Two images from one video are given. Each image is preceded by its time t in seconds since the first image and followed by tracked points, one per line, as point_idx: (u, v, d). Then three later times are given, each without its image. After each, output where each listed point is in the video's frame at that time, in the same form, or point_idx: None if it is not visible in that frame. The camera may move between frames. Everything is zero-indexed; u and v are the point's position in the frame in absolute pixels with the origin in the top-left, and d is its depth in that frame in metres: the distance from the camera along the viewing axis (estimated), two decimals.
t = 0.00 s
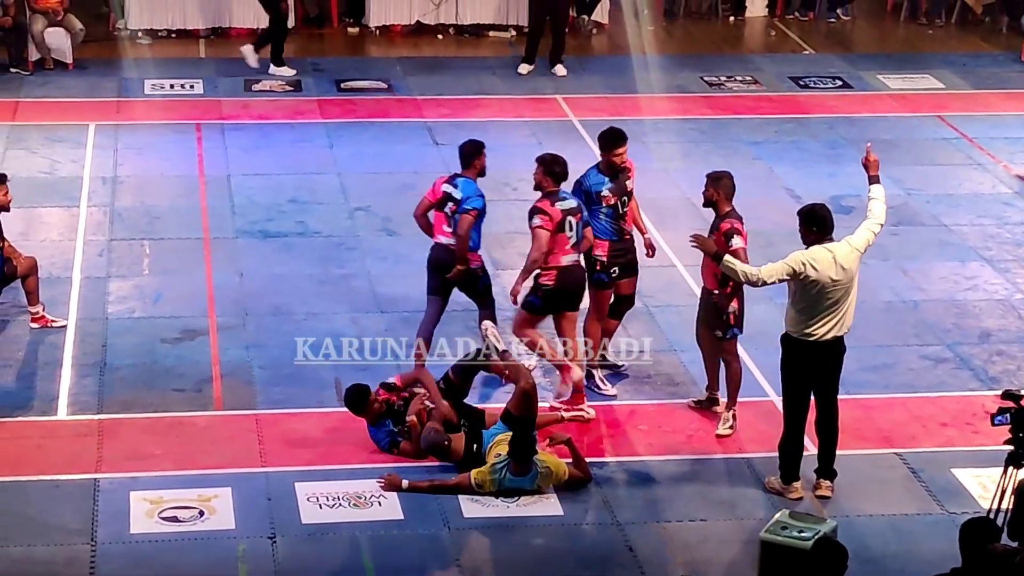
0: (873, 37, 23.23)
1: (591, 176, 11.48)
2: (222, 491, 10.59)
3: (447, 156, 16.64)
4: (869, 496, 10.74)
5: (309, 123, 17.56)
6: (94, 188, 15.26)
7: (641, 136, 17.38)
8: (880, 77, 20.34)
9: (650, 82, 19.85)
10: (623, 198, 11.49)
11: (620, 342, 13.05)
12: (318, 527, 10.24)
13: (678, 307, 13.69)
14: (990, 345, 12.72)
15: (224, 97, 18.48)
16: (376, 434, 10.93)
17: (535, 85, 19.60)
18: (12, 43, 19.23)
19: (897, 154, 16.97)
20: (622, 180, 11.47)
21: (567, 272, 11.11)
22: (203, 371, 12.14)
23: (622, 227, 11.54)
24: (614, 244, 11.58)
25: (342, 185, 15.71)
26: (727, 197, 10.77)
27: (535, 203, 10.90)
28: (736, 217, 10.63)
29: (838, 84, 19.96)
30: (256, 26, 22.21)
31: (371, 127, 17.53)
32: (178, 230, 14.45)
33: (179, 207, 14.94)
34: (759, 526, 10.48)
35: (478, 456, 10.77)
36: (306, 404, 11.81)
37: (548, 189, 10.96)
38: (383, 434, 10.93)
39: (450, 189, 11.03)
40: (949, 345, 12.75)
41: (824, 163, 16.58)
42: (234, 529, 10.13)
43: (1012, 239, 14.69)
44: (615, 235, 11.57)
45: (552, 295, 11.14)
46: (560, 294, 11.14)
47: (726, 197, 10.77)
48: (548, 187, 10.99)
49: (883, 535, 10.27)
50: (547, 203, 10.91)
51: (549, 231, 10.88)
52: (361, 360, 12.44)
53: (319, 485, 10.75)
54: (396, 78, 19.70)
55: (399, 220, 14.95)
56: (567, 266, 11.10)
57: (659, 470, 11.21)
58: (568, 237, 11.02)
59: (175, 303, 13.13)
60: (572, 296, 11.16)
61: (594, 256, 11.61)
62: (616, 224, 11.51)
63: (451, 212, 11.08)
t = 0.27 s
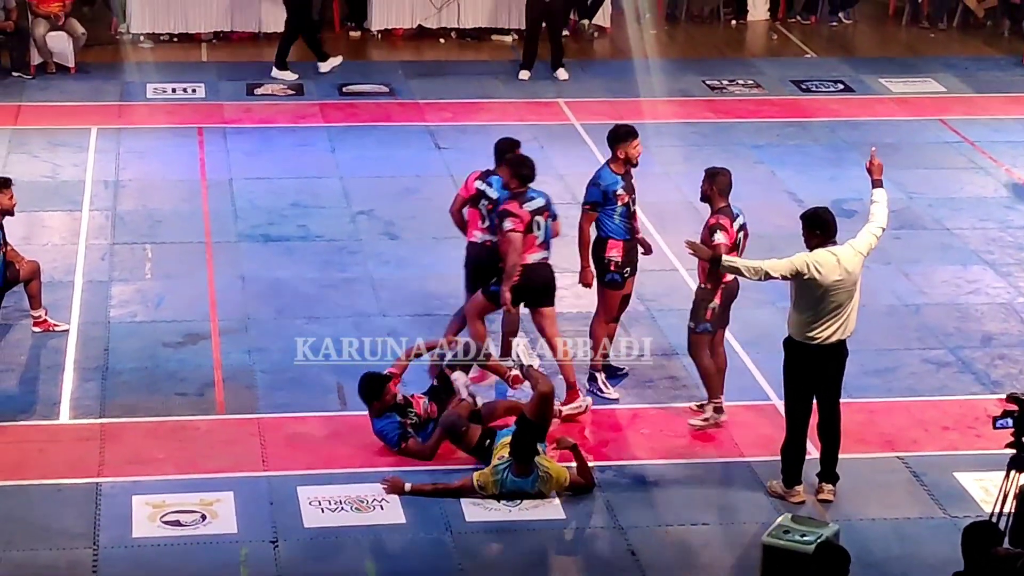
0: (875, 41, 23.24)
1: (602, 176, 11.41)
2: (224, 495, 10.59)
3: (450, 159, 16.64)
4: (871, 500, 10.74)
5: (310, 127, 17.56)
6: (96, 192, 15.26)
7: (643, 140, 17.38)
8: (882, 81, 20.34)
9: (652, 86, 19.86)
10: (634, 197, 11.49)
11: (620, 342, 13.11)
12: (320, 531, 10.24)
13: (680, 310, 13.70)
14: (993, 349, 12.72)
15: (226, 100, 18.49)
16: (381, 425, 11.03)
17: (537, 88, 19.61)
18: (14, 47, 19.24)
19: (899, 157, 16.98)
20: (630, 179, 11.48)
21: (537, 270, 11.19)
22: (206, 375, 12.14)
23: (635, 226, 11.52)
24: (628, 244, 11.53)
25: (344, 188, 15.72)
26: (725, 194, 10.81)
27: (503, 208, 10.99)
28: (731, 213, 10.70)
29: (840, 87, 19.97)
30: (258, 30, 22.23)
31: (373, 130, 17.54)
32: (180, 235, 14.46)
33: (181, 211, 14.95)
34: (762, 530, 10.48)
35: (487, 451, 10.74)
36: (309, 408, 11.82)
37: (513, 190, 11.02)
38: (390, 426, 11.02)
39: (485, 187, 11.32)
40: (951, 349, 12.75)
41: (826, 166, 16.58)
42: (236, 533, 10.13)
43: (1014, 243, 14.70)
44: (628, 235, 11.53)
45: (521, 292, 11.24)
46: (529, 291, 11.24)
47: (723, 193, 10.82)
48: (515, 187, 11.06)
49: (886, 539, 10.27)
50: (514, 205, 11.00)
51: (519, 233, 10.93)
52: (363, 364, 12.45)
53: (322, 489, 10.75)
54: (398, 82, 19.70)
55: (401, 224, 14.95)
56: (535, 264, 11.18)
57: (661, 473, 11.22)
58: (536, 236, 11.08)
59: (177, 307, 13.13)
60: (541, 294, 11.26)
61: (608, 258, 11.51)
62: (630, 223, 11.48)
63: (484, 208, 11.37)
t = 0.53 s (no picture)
0: (876, 43, 23.26)
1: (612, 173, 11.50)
2: (225, 497, 10.59)
3: (451, 162, 16.64)
4: (872, 503, 10.74)
5: (311, 130, 17.57)
6: (97, 195, 15.26)
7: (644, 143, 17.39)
8: (882, 83, 20.35)
9: (653, 88, 19.86)
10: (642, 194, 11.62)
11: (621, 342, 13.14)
12: (322, 533, 10.24)
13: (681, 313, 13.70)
14: (993, 351, 12.72)
15: (227, 103, 18.50)
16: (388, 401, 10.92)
17: (538, 91, 19.62)
18: (14, 50, 19.24)
19: (899, 160, 16.97)
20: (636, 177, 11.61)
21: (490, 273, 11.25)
22: (207, 378, 12.14)
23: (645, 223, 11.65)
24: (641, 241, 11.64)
25: (345, 191, 15.72)
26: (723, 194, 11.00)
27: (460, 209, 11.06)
28: (720, 212, 10.94)
29: (840, 90, 19.97)
30: (259, 33, 22.24)
31: (374, 133, 17.54)
32: (181, 237, 14.46)
33: (181, 214, 14.95)
34: (762, 533, 10.48)
35: (504, 442, 10.43)
36: (310, 411, 11.82)
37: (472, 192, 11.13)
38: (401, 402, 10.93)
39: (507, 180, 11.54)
40: (952, 351, 12.75)
41: (827, 169, 16.58)
42: (237, 536, 10.13)
43: (1015, 245, 14.70)
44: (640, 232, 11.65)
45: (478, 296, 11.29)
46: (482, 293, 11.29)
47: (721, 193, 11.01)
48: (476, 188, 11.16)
49: (886, 541, 10.27)
50: (472, 206, 11.06)
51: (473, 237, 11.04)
52: (365, 367, 12.45)
53: (323, 492, 10.75)
54: (399, 85, 19.72)
55: (402, 226, 14.95)
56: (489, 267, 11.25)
57: (661, 475, 11.22)
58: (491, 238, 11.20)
59: (178, 310, 13.13)
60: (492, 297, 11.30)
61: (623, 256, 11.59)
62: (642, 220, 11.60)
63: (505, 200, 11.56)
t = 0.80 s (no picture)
0: (876, 46, 23.26)
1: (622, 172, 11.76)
2: (225, 500, 10.59)
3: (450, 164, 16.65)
4: (872, 505, 10.74)
5: (311, 132, 17.57)
6: (97, 197, 15.26)
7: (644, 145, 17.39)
8: (882, 85, 20.35)
9: (653, 91, 19.87)
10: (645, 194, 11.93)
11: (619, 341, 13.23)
12: (322, 536, 10.24)
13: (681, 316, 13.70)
14: (994, 353, 12.72)
15: (227, 106, 18.50)
16: (402, 373, 11.02)
17: (538, 93, 19.63)
18: (15, 52, 19.25)
19: (899, 162, 16.98)
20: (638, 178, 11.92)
21: (449, 264, 11.40)
22: (207, 380, 12.14)
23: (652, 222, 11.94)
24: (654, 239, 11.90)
25: (345, 194, 15.72)
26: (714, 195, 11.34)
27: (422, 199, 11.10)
28: (705, 212, 11.32)
29: (840, 92, 19.97)
30: (259, 36, 22.26)
31: (374, 135, 17.54)
32: (181, 240, 14.46)
33: (181, 216, 14.95)
34: (762, 535, 10.48)
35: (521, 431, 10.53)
36: (310, 413, 11.82)
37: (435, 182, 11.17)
38: (416, 374, 11.06)
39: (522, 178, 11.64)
40: (952, 354, 12.75)
41: (827, 171, 16.58)
42: (237, 538, 10.12)
43: (1015, 247, 14.70)
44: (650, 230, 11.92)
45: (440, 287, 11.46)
46: (443, 283, 11.45)
47: (712, 193, 11.35)
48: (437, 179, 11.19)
49: (886, 543, 10.26)
50: (434, 197, 11.10)
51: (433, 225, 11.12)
52: (365, 370, 12.45)
53: (323, 495, 10.75)
54: (399, 87, 19.72)
55: (402, 229, 14.96)
56: (450, 258, 11.39)
57: (660, 477, 11.22)
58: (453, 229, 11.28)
59: (178, 313, 13.13)
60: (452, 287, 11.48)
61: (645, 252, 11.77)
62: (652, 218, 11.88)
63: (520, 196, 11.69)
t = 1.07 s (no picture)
0: (874, 50, 23.27)
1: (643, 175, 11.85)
2: (224, 504, 10.59)
3: (449, 169, 16.65)
4: (870, 509, 10.74)
5: (310, 136, 17.57)
6: (96, 201, 15.26)
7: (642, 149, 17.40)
8: (880, 89, 20.35)
9: (651, 95, 19.87)
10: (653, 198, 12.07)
11: (620, 342, 13.29)
12: (320, 540, 10.23)
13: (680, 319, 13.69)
14: (992, 357, 12.72)
15: (226, 110, 18.50)
16: (413, 354, 11.04)
17: (536, 97, 19.63)
18: (13, 56, 19.27)
19: (898, 166, 16.98)
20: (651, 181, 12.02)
21: (410, 261, 11.59)
22: (205, 385, 12.14)
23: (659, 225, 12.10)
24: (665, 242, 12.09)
25: (344, 197, 15.73)
26: (704, 190, 11.49)
27: (380, 196, 11.33)
28: (693, 206, 11.49)
29: (838, 96, 19.98)
30: (257, 40, 22.26)
31: (372, 139, 17.54)
32: (180, 244, 14.47)
33: (180, 220, 14.95)
34: (761, 539, 10.49)
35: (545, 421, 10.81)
36: (308, 417, 11.82)
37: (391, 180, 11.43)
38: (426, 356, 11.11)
39: (534, 168, 12.06)
40: (950, 358, 12.74)
41: (826, 175, 16.59)
42: (235, 543, 10.12)
43: (1013, 251, 14.70)
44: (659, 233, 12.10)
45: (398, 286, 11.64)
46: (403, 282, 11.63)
47: (703, 188, 11.50)
48: (394, 177, 11.45)
49: (885, 547, 10.26)
50: (392, 194, 11.35)
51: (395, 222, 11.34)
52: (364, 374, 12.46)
53: (321, 498, 10.74)
54: (398, 91, 19.72)
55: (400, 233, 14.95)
56: (409, 255, 11.58)
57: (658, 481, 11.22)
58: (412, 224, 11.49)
59: (177, 316, 13.14)
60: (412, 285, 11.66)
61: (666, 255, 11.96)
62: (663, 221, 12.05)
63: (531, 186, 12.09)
